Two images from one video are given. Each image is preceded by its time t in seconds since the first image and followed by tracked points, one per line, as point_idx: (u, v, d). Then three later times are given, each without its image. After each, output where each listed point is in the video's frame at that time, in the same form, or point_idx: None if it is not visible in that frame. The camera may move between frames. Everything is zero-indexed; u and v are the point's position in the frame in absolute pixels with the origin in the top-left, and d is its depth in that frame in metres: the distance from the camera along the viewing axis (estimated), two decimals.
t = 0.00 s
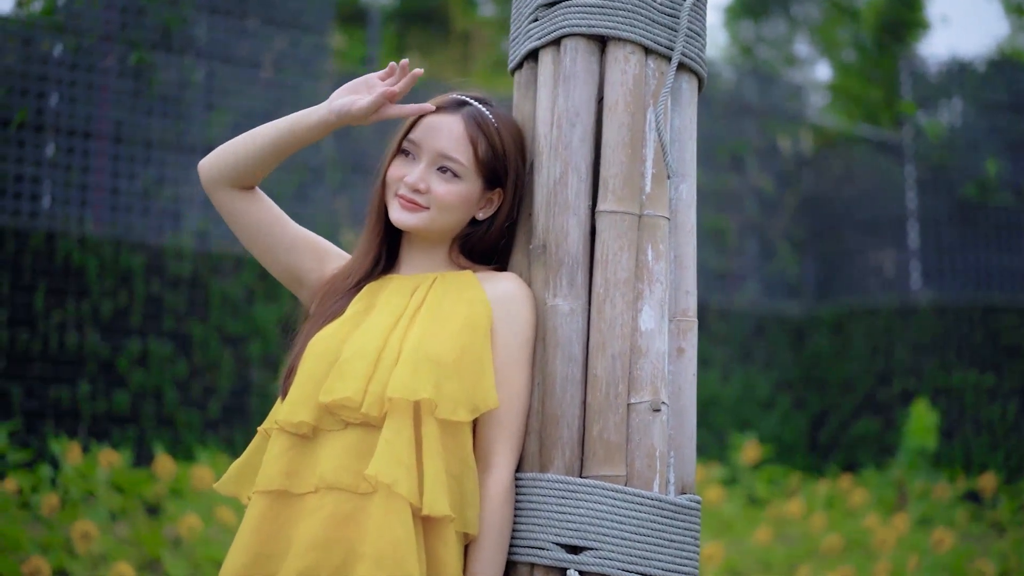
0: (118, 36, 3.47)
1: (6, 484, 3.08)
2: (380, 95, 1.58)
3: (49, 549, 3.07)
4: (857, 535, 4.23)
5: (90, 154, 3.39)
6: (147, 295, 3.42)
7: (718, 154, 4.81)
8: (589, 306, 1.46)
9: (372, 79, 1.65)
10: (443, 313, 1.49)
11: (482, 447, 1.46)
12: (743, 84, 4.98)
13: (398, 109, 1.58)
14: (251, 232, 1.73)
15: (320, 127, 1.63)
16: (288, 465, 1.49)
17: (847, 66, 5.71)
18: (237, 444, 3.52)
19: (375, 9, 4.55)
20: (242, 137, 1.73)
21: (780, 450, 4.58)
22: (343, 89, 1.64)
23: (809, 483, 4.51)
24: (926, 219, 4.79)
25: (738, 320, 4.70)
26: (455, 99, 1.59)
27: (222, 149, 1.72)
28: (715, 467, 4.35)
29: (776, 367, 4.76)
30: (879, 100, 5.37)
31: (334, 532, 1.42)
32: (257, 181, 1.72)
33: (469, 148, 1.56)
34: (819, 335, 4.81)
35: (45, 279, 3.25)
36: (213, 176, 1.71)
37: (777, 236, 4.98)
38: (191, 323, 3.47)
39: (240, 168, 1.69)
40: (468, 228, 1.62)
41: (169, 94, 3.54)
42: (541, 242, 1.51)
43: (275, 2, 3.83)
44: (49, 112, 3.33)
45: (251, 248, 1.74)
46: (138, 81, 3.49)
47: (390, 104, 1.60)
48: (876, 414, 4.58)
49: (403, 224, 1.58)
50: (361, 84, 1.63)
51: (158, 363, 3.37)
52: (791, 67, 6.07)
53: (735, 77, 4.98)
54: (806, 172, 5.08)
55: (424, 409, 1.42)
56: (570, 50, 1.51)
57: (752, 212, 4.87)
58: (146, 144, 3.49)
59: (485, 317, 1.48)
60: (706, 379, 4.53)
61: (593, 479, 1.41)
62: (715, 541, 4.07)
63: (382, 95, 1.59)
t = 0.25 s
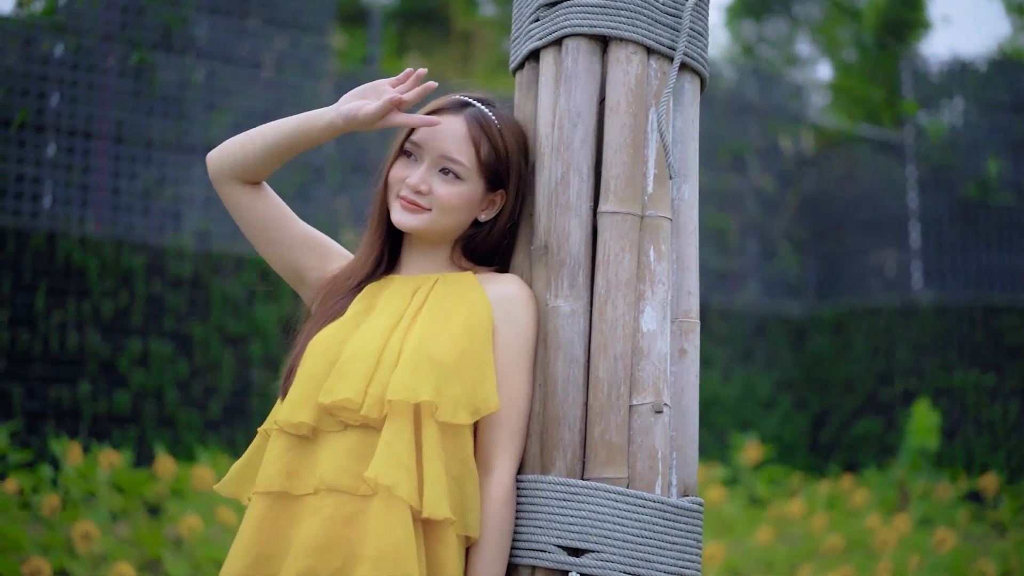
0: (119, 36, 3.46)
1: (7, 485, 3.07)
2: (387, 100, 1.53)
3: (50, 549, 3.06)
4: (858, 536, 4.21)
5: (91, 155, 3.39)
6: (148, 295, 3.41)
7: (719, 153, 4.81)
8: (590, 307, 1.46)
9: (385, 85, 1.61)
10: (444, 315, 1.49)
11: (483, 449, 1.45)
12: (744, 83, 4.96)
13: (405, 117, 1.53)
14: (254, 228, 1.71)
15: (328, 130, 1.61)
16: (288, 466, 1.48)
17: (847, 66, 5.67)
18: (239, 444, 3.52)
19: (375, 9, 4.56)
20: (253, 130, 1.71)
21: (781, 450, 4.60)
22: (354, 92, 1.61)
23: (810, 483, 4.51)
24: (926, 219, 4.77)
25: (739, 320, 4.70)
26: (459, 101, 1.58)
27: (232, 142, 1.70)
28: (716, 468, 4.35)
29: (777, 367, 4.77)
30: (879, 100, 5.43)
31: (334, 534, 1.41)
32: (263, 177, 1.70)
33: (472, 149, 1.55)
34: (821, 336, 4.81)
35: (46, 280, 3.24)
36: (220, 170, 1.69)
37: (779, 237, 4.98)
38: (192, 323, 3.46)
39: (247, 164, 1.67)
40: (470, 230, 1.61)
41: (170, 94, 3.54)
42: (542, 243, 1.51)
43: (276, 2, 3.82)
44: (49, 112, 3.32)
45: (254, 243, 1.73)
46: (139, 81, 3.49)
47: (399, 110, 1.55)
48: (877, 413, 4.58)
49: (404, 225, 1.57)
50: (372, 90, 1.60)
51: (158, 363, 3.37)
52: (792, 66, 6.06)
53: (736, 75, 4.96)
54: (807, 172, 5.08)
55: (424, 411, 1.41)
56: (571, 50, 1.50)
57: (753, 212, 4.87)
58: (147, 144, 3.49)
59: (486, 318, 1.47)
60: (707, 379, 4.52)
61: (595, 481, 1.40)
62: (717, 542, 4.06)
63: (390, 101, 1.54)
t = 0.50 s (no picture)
0: (120, 36, 3.46)
1: (7, 485, 3.07)
2: (392, 106, 1.50)
3: (51, 549, 3.06)
4: (859, 536, 4.21)
5: (91, 154, 3.38)
6: (150, 295, 3.41)
7: (721, 153, 4.81)
8: (591, 308, 1.45)
9: (393, 89, 1.58)
10: (445, 315, 1.48)
11: (484, 449, 1.45)
12: (745, 83, 4.96)
13: (409, 125, 1.50)
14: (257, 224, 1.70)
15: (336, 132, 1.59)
16: (288, 466, 1.48)
17: (849, 65, 5.65)
18: (240, 445, 3.51)
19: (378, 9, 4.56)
20: (261, 126, 1.69)
21: (783, 450, 4.59)
22: (364, 95, 1.58)
23: (812, 483, 4.50)
24: (928, 220, 4.77)
25: (741, 320, 4.69)
26: (462, 102, 1.58)
27: (239, 136, 1.69)
28: (717, 468, 4.35)
29: (779, 367, 4.76)
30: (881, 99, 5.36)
31: (334, 535, 1.41)
32: (269, 174, 1.69)
33: (475, 150, 1.55)
34: (823, 336, 4.82)
35: (47, 280, 3.24)
36: (225, 165, 1.68)
37: (780, 236, 4.96)
38: (193, 323, 3.45)
39: (252, 161, 1.66)
40: (471, 230, 1.61)
41: (170, 94, 3.53)
42: (543, 243, 1.50)
43: (277, 2, 3.81)
44: (50, 112, 3.32)
45: (258, 239, 1.73)
46: (140, 81, 3.48)
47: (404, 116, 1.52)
48: (880, 413, 4.57)
49: (406, 225, 1.57)
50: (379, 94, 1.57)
51: (159, 363, 3.36)
52: (794, 66, 6.07)
53: (737, 76, 4.96)
54: (810, 172, 5.06)
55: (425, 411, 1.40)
56: (572, 49, 1.50)
57: (754, 212, 4.86)
58: (148, 144, 3.48)
59: (487, 318, 1.47)
60: (708, 379, 4.52)
61: (597, 482, 1.40)
62: (718, 542, 4.06)
63: (395, 107, 1.51)
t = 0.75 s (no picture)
0: (121, 35, 3.45)
1: (9, 485, 3.07)
2: (397, 111, 1.49)
3: (51, 549, 3.05)
4: (861, 536, 4.21)
5: (93, 154, 3.38)
6: (151, 295, 3.40)
7: (722, 153, 4.80)
8: (593, 307, 1.45)
9: (400, 93, 1.57)
10: (446, 314, 1.48)
11: (485, 449, 1.44)
12: (747, 83, 4.95)
13: (413, 130, 1.49)
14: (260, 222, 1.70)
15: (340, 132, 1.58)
16: (288, 466, 1.47)
17: (851, 65, 5.61)
18: (242, 445, 3.50)
19: (379, 9, 4.55)
20: (269, 123, 1.69)
21: (783, 450, 4.58)
22: (369, 97, 1.58)
23: (814, 483, 4.50)
24: (930, 220, 4.75)
25: (743, 320, 4.69)
26: (466, 101, 1.57)
27: (246, 133, 1.68)
28: (719, 467, 4.34)
29: (781, 367, 4.76)
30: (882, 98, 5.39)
31: (333, 535, 1.40)
32: (273, 171, 1.68)
33: (477, 149, 1.54)
34: (824, 335, 4.82)
35: (49, 279, 3.24)
36: (230, 161, 1.68)
37: (782, 236, 4.95)
38: (195, 322, 3.45)
39: (257, 158, 1.66)
40: (472, 229, 1.61)
41: (172, 94, 3.53)
42: (545, 242, 1.50)
43: (278, 2, 3.81)
44: (52, 112, 3.32)
45: (261, 236, 1.72)
46: (141, 81, 3.48)
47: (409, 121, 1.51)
48: (881, 413, 4.56)
49: (408, 224, 1.56)
50: (385, 96, 1.56)
51: (161, 363, 3.36)
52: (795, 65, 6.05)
53: (739, 75, 4.96)
54: (811, 172, 5.05)
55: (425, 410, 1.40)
56: (574, 47, 1.49)
57: (756, 211, 4.85)
58: (149, 144, 3.48)
59: (488, 317, 1.47)
60: (710, 379, 4.52)
61: (598, 482, 1.39)
62: (719, 542, 4.05)
63: (400, 111, 1.50)
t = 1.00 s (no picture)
0: (124, 35, 3.45)
1: (11, 484, 3.06)
2: (401, 112, 1.49)
3: (53, 549, 3.04)
4: (864, 536, 4.21)
5: (95, 155, 3.38)
6: (154, 295, 3.39)
7: (725, 152, 4.80)
8: (595, 306, 1.44)
9: (404, 93, 1.56)
10: (447, 313, 1.47)
11: (486, 449, 1.44)
12: (750, 83, 4.95)
13: (417, 132, 1.49)
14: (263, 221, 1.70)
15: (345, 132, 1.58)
16: (289, 465, 1.47)
17: (853, 65, 5.67)
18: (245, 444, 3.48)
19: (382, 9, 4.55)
20: (273, 121, 1.68)
21: (786, 450, 4.56)
22: (374, 97, 1.57)
23: (816, 483, 4.49)
24: (934, 220, 4.74)
25: (745, 320, 4.68)
26: (470, 101, 1.56)
27: (250, 130, 1.68)
28: (721, 467, 4.34)
29: (784, 367, 4.75)
30: (887, 97, 5.52)
31: (334, 535, 1.40)
32: (277, 170, 1.68)
33: (480, 149, 1.54)
34: (826, 335, 4.81)
35: (51, 279, 3.24)
36: (233, 159, 1.67)
37: (785, 236, 4.94)
38: (197, 322, 3.44)
39: (260, 156, 1.65)
40: (475, 230, 1.60)
41: (174, 94, 3.53)
42: (547, 241, 1.49)
43: (281, 2, 3.80)
44: (54, 111, 3.32)
45: (263, 234, 1.72)
46: (143, 80, 3.48)
47: (414, 122, 1.51)
48: (884, 414, 4.56)
49: (410, 224, 1.56)
50: (389, 96, 1.56)
51: (164, 363, 3.36)
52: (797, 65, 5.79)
53: (742, 75, 4.95)
54: (813, 171, 5.05)
55: (426, 410, 1.39)
56: (576, 46, 1.49)
57: (758, 211, 4.86)
58: (152, 144, 3.48)
59: (490, 316, 1.46)
60: (712, 378, 4.52)
61: (600, 482, 1.39)
62: (722, 541, 4.05)
63: (404, 112, 1.49)
